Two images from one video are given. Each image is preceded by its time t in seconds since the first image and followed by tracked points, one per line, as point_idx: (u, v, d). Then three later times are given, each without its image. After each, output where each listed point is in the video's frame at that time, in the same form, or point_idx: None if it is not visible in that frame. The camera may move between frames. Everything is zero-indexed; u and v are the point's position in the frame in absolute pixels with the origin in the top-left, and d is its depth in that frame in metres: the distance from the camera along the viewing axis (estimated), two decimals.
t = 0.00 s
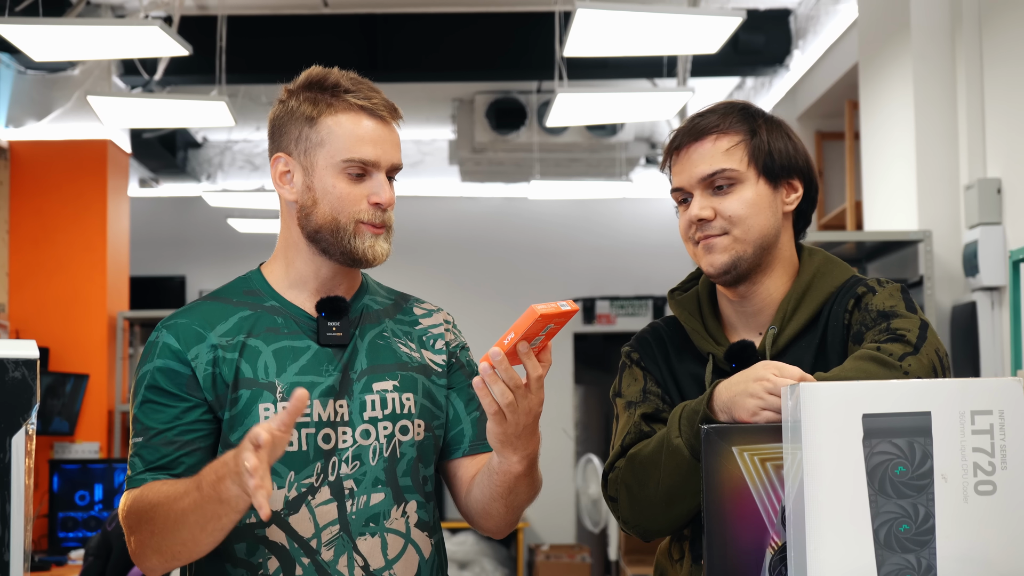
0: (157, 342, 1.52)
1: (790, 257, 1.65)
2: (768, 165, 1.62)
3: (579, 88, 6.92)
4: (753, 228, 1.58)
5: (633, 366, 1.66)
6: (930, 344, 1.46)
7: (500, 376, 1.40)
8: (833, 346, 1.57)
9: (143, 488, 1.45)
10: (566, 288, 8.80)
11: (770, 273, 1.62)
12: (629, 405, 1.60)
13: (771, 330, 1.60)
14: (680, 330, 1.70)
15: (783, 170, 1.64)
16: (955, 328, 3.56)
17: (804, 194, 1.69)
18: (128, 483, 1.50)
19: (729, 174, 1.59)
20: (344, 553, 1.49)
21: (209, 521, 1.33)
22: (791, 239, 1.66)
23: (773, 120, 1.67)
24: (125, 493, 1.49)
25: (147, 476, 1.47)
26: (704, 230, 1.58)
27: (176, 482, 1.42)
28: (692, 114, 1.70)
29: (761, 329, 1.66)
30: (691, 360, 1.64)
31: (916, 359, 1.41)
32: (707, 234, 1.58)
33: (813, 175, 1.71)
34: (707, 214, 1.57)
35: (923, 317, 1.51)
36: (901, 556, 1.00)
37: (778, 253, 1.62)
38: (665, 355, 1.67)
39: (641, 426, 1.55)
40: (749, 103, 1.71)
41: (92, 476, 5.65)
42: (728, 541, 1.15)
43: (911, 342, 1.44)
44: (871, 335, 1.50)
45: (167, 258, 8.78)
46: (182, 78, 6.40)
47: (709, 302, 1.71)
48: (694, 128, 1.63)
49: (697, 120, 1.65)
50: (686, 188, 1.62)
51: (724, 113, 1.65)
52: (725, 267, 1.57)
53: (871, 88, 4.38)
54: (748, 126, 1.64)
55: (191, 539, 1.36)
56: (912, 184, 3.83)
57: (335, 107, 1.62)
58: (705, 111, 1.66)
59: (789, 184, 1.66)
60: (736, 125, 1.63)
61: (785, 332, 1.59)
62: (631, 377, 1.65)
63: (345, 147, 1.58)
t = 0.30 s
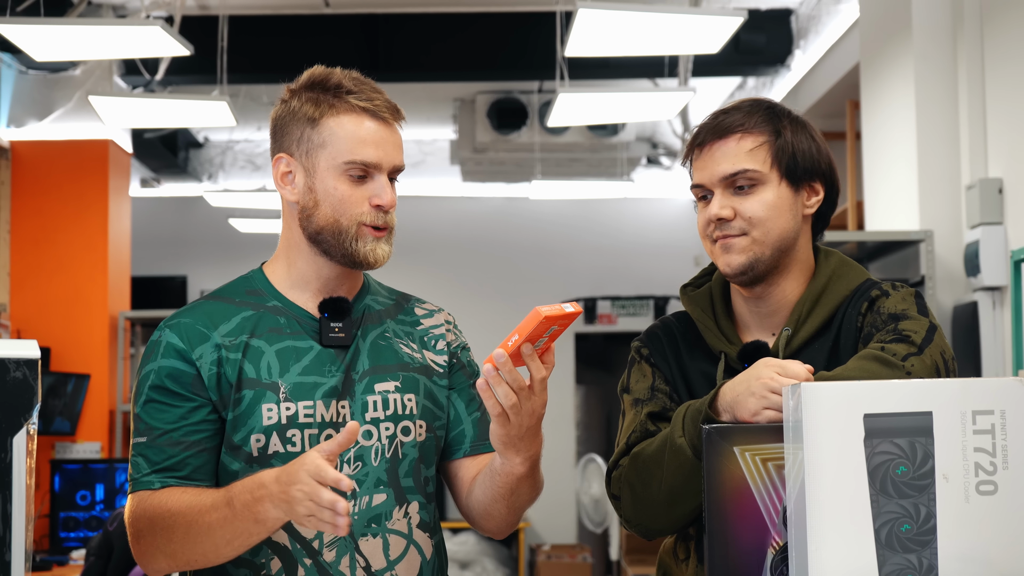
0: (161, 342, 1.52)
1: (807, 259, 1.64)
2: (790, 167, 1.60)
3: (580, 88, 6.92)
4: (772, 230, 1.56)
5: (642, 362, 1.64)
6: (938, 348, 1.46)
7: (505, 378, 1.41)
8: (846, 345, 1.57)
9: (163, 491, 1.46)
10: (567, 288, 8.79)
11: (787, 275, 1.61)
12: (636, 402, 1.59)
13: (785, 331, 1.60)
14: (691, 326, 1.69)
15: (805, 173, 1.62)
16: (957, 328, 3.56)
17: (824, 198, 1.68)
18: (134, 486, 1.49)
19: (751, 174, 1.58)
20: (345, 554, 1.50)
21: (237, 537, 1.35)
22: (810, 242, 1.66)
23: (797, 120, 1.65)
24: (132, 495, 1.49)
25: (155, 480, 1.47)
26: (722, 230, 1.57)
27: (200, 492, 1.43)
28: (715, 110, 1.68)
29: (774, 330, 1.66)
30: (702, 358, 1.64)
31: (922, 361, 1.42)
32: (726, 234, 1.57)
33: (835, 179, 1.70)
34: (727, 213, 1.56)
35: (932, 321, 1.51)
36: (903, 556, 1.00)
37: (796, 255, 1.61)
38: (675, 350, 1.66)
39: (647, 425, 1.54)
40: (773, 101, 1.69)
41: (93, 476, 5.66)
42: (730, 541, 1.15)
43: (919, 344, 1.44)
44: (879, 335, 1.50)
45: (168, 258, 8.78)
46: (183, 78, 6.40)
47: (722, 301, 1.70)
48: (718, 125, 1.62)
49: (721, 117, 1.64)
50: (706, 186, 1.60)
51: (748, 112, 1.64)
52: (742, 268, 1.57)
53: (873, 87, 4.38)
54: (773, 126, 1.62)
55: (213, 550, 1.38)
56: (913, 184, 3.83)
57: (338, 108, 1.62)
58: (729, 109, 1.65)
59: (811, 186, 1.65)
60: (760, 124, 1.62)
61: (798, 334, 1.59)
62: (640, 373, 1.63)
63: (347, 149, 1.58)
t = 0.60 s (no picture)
0: (166, 335, 1.50)
1: (816, 263, 1.63)
2: (811, 175, 1.57)
3: (580, 88, 6.92)
4: (789, 239, 1.54)
5: (644, 360, 1.63)
6: (941, 350, 1.46)
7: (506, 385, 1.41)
8: (850, 345, 1.58)
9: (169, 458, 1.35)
10: (567, 288, 8.79)
11: (798, 280, 1.60)
12: (637, 402, 1.58)
13: (792, 333, 1.59)
14: (693, 322, 1.69)
15: (824, 181, 1.59)
16: (957, 328, 3.56)
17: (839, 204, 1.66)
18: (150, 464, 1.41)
19: (772, 181, 1.54)
20: (345, 553, 1.49)
21: (273, 438, 1.27)
22: (821, 247, 1.64)
23: (819, 124, 1.61)
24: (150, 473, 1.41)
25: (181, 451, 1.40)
26: (740, 236, 1.54)
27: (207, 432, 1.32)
28: (734, 108, 1.62)
29: (779, 332, 1.65)
30: (705, 358, 1.64)
31: (924, 363, 1.42)
32: (742, 240, 1.54)
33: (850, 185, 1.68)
34: (745, 220, 1.53)
35: (936, 322, 1.51)
36: (903, 556, 1.00)
37: (807, 261, 1.60)
38: (678, 348, 1.66)
39: (647, 426, 1.54)
40: (793, 101, 1.65)
41: (93, 476, 5.66)
42: (730, 540, 1.15)
43: (921, 346, 1.44)
44: (882, 336, 1.50)
45: (168, 257, 8.79)
46: (183, 78, 6.40)
47: (727, 304, 1.69)
48: (740, 127, 1.56)
49: (742, 117, 1.58)
50: (725, 188, 1.56)
51: (771, 114, 1.59)
52: (756, 276, 1.55)
53: (872, 88, 4.39)
54: (796, 131, 1.58)
55: (251, 468, 1.28)
56: (914, 184, 3.83)
57: (328, 112, 1.59)
58: (752, 109, 1.59)
59: (828, 194, 1.62)
60: (783, 129, 1.57)
61: (805, 336, 1.59)
62: (640, 370, 1.62)
63: (336, 153, 1.56)
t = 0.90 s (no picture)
0: (173, 328, 1.49)
1: (814, 263, 1.64)
2: (809, 177, 1.57)
3: (580, 88, 6.93)
4: (787, 242, 1.54)
5: (641, 364, 1.63)
6: (937, 348, 1.46)
7: (503, 390, 1.40)
8: (847, 342, 1.57)
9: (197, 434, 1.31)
10: (566, 287, 8.80)
11: (796, 280, 1.61)
12: (634, 408, 1.58)
13: (790, 333, 1.59)
14: (689, 323, 1.69)
15: (822, 184, 1.60)
16: (956, 327, 3.56)
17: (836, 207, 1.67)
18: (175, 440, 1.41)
19: (771, 183, 1.54)
20: (344, 552, 1.49)
21: (310, 409, 1.27)
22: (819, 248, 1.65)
23: (818, 125, 1.61)
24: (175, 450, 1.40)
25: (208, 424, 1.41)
26: (737, 238, 1.53)
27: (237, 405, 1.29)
28: (732, 108, 1.62)
29: (778, 332, 1.65)
30: (703, 361, 1.63)
31: (921, 363, 1.42)
32: (740, 241, 1.54)
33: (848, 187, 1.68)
34: (744, 222, 1.52)
35: (933, 320, 1.51)
36: (902, 556, 1.00)
37: (805, 262, 1.61)
38: (676, 352, 1.65)
39: (643, 434, 1.55)
40: (791, 101, 1.65)
41: (93, 476, 5.66)
42: (729, 542, 1.15)
43: (917, 345, 1.44)
44: (878, 334, 1.50)
45: (168, 257, 8.79)
46: (183, 78, 6.40)
47: (723, 304, 1.69)
48: (739, 128, 1.56)
49: (742, 117, 1.58)
50: (723, 190, 1.56)
51: (769, 114, 1.58)
52: (754, 277, 1.55)
53: (871, 88, 4.40)
54: (795, 133, 1.58)
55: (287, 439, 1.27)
56: (914, 184, 3.83)
57: (316, 114, 1.58)
58: (751, 109, 1.59)
59: (826, 196, 1.63)
60: (782, 131, 1.57)
61: (804, 335, 1.59)
62: (637, 374, 1.62)
63: (323, 155, 1.55)
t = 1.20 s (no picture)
0: (166, 336, 1.49)
1: (810, 264, 1.64)
2: (803, 180, 1.57)
3: (579, 88, 6.93)
4: (781, 245, 1.54)
5: (637, 365, 1.63)
6: (935, 347, 1.46)
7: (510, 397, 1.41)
8: (844, 342, 1.58)
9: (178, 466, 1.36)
10: (565, 288, 8.79)
11: (790, 284, 1.61)
12: (631, 411, 1.58)
13: (788, 334, 1.60)
14: (685, 323, 1.69)
15: (816, 186, 1.60)
16: (955, 327, 3.56)
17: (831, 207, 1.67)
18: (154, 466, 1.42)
19: (764, 187, 1.54)
20: (344, 556, 1.49)
21: (274, 471, 1.26)
22: (814, 251, 1.65)
23: (812, 126, 1.61)
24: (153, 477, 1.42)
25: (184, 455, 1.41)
26: (731, 242, 1.54)
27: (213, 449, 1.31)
28: (726, 110, 1.62)
29: (775, 334, 1.65)
30: (701, 362, 1.63)
31: (919, 363, 1.42)
32: (734, 246, 1.54)
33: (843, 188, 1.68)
34: (738, 226, 1.52)
35: (930, 320, 1.51)
36: (901, 555, 1.00)
37: (800, 264, 1.61)
38: (673, 354, 1.65)
39: (641, 437, 1.54)
40: (786, 103, 1.64)
41: (92, 476, 5.66)
42: (729, 543, 1.15)
43: (915, 345, 1.44)
44: (876, 333, 1.50)
45: (167, 258, 8.78)
46: (182, 78, 6.41)
47: (720, 305, 1.69)
48: (732, 132, 1.56)
49: (736, 120, 1.58)
50: (716, 194, 1.56)
51: (763, 116, 1.58)
52: (748, 281, 1.55)
53: (870, 88, 4.40)
54: (788, 135, 1.58)
55: (247, 497, 1.28)
56: (912, 184, 3.83)
57: (329, 113, 1.58)
58: (745, 112, 1.59)
59: (820, 198, 1.62)
60: (775, 134, 1.57)
61: (801, 336, 1.60)
62: (633, 376, 1.62)
63: (336, 154, 1.55)
